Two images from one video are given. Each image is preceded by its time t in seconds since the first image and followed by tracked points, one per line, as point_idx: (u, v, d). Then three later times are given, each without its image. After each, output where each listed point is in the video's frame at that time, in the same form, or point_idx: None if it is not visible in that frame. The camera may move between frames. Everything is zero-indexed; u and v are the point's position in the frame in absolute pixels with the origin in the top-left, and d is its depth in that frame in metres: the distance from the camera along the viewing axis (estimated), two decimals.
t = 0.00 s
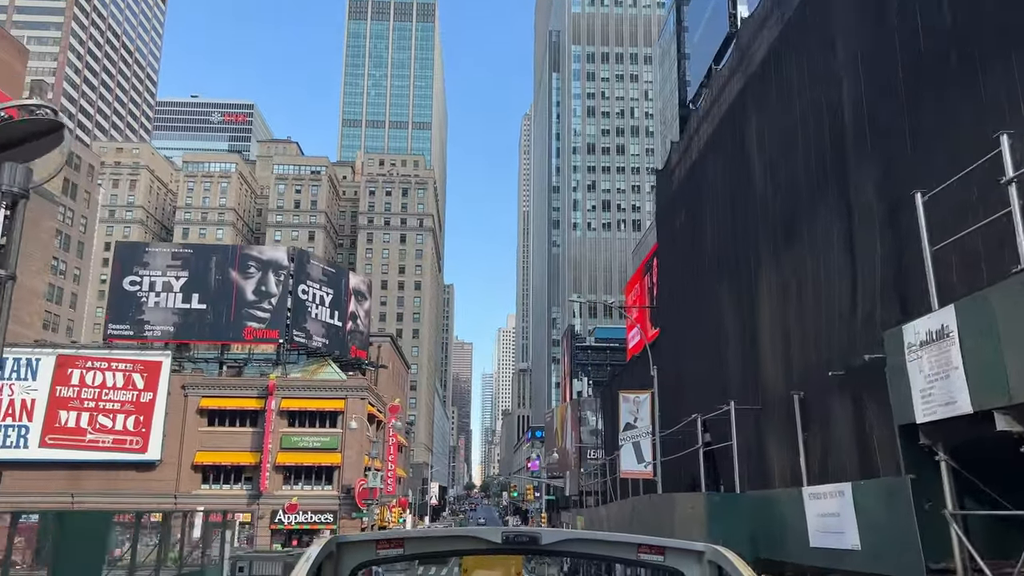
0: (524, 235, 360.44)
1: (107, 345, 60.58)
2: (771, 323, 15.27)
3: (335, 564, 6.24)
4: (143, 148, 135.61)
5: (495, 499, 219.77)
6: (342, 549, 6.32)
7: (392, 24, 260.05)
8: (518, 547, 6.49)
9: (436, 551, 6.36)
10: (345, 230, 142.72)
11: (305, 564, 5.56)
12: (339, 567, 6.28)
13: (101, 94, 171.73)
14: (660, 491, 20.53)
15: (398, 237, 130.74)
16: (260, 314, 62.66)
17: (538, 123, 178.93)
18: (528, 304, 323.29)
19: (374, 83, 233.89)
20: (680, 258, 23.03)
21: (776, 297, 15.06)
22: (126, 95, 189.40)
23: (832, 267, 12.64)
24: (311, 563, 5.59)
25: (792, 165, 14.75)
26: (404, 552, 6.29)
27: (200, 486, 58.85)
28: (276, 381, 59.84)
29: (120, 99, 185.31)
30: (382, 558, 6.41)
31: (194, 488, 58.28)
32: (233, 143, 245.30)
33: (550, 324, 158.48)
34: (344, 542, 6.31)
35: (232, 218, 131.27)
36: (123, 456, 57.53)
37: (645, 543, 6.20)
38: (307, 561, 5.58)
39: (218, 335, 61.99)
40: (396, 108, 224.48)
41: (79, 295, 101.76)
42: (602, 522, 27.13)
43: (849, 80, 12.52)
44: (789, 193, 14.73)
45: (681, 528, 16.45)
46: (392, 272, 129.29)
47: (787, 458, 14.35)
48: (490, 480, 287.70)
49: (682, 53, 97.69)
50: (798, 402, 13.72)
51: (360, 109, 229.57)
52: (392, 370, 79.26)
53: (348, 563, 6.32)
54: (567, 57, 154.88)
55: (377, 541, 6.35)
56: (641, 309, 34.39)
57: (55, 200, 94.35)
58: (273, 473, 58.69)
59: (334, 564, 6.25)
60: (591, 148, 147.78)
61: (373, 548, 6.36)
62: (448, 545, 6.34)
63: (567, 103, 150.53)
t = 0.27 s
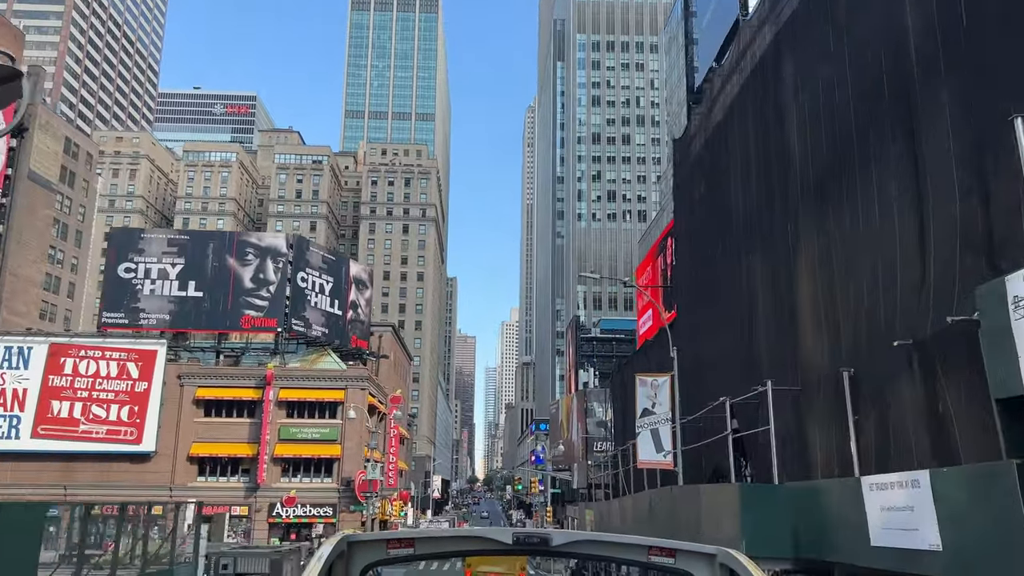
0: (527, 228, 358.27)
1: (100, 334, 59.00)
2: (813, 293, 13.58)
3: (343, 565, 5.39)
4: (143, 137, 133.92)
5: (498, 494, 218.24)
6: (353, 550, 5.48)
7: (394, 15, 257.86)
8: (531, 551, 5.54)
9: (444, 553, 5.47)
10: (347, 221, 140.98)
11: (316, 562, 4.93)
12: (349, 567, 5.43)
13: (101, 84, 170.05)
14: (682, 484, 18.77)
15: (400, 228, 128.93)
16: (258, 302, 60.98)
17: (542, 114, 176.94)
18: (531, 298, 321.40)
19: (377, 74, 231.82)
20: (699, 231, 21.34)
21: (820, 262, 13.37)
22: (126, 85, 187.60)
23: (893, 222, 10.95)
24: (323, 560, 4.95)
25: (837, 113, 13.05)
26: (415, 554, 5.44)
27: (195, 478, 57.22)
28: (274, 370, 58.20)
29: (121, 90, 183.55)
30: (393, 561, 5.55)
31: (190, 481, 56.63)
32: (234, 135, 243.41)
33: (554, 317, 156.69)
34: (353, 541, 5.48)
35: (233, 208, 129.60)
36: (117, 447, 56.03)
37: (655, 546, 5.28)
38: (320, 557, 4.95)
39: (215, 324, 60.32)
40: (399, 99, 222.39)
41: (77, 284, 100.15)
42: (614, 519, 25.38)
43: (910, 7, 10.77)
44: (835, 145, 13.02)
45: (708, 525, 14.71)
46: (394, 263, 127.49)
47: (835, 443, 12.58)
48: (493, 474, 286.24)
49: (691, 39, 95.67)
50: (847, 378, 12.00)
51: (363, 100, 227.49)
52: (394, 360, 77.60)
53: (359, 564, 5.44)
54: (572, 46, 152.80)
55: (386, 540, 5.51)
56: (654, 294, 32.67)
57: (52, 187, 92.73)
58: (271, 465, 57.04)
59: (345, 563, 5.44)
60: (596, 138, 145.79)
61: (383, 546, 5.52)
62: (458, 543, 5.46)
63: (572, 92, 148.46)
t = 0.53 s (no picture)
0: (532, 222, 355.73)
1: (95, 323, 57.56)
2: (867, 262, 12.07)
3: (354, 555, 6.08)
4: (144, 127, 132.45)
5: (502, 488, 216.77)
6: (362, 539, 6.18)
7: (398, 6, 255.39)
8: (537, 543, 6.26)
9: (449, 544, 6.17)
10: (349, 212, 139.48)
11: (324, 556, 5.57)
12: (359, 557, 6.11)
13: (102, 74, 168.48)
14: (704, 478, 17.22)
15: (403, 219, 127.15)
16: (256, 291, 59.44)
17: (548, 105, 174.89)
18: (535, 292, 319.26)
19: (380, 66, 229.76)
20: (726, 206, 19.84)
21: (875, 226, 11.89)
22: (128, 76, 185.94)
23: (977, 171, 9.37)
24: (330, 553, 5.58)
25: (898, 55, 11.50)
26: (422, 545, 6.10)
27: (192, 471, 55.87)
28: (272, 361, 56.62)
29: (122, 80, 181.89)
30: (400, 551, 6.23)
31: (186, 474, 55.35)
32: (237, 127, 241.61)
33: (558, 310, 155.10)
34: (364, 530, 6.17)
35: (234, 198, 128.13)
36: (111, 439, 54.53)
37: (664, 540, 5.90)
38: (326, 551, 5.59)
39: (212, 313, 58.79)
40: (402, 91, 220.37)
41: (75, 275, 98.76)
42: (628, 514, 23.80)
43: None
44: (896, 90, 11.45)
45: (742, 524, 13.17)
46: (397, 255, 125.76)
47: (893, 429, 11.02)
48: (497, 469, 284.86)
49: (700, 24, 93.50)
50: (910, 355, 10.43)
51: (366, 92, 225.45)
52: (396, 352, 75.95)
53: (367, 554, 6.13)
54: (577, 35, 150.65)
55: (396, 531, 6.15)
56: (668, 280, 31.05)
57: (49, 176, 91.20)
58: (269, 459, 55.49)
59: (355, 553, 6.13)
60: (601, 128, 143.81)
61: (392, 536, 6.18)
62: (465, 534, 6.13)
63: (577, 82, 146.40)
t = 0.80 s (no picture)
0: (536, 216, 353.45)
1: (88, 313, 56.04)
2: (928, 220, 10.49)
3: (354, 552, 6.19)
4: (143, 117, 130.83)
5: (506, 482, 215.27)
6: (362, 537, 6.26)
7: None
8: (539, 539, 6.32)
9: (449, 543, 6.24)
10: (351, 203, 137.84)
11: (326, 553, 5.58)
12: (358, 554, 6.23)
13: (102, 65, 166.63)
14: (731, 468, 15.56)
15: (406, 210, 125.42)
16: (253, 280, 57.87)
17: (552, 96, 172.85)
18: (539, 286, 317.25)
19: (383, 57, 227.66)
20: (750, 175, 18.25)
21: (937, 178, 10.33)
22: (128, 66, 184.13)
23: None
24: (331, 552, 5.60)
25: None
26: (421, 541, 6.18)
27: (187, 464, 54.34)
28: (269, 351, 55.01)
29: (123, 71, 180.09)
30: (400, 547, 6.30)
31: (181, 467, 53.82)
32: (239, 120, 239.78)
33: (562, 302, 153.43)
34: (362, 528, 6.24)
35: (234, 189, 126.57)
36: (103, 431, 52.97)
37: (661, 537, 6.03)
38: (329, 546, 5.62)
39: (208, 303, 57.22)
40: (405, 83, 218.38)
41: (72, 266, 97.28)
42: (641, 507, 22.21)
43: None
44: (966, 12, 9.80)
45: (781, 519, 11.51)
46: (400, 247, 124.00)
47: (969, 409, 9.34)
48: (500, 464, 283.34)
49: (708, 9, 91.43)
50: (993, 320, 8.82)
51: (369, 84, 223.33)
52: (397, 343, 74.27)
53: (366, 553, 6.24)
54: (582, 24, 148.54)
55: (394, 529, 6.22)
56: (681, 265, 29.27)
57: (45, 165, 89.64)
58: (266, 451, 53.89)
59: (354, 552, 6.24)
60: (606, 119, 141.83)
61: (391, 534, 6.23)
62: (464, 531, 6.16)
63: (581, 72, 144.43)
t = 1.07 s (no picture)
0: (541, 210, 351.34)
1: (81, 303, 54.57)
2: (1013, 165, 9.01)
3: (359, 535, 6.54)
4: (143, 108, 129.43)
5: (510, 478, 213.78)
6: (367, 522, 6.56)
7: None
8: (543, 526, 6.52)
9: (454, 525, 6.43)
10: (354, 195, 136.31)
11: (331, 532, 5.86)
12: (364, 538, 6.59)
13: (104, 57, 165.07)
14: (765, 459, 14.09)
15: (409, 202, 123.59)
16: (251, 269, 56.30)
17: (557, 88, 171.03)
18: (544, 281, 315.70)
19: (387, 50, 225.75)
20: (781, 130, 16.82)
21: None
22: (130, 59, 182.68)
23: None
24: (337, 531, 5.88)
25: None
26: (425, 525, 6.47)
27: (183, 459, 52.78)
28: (267, 342, 53.40)
29: (124, 63, 178.58)
30: (406, 531, 6.58)
31: (177, 462, 52.25)
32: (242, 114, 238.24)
33: (567, 296, 151.70)
34: (366, 514, 6.52)
35: (235, 181, 125.12)
36: (97, 424, 51.53)
37: (665, 523, 6.18)
38: (334, 529, 5.89)
39: (204, 293, 55.70)
40: (409, 76, 216.43)
41: (70, 257, 95.93)
42: (659, 503, 20.69)
43: None
44: None
45: (835, 515, 10.03)
46: (403, 239, 122.26)
47: None
48: (505, 459, 281.73)
49: None
50: None
51: (372, 77, 221.45)
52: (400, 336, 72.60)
53: (372, 536, 6.60)
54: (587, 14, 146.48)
55: (401, 515, 6.49)
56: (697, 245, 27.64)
57: (42, 155, 88.23)
58: (264, 445, 52.39)
59: (360, 537, 6.57)
60: (612, 110, 139.85)
61: (395, 520, 6.52)
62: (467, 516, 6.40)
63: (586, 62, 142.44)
